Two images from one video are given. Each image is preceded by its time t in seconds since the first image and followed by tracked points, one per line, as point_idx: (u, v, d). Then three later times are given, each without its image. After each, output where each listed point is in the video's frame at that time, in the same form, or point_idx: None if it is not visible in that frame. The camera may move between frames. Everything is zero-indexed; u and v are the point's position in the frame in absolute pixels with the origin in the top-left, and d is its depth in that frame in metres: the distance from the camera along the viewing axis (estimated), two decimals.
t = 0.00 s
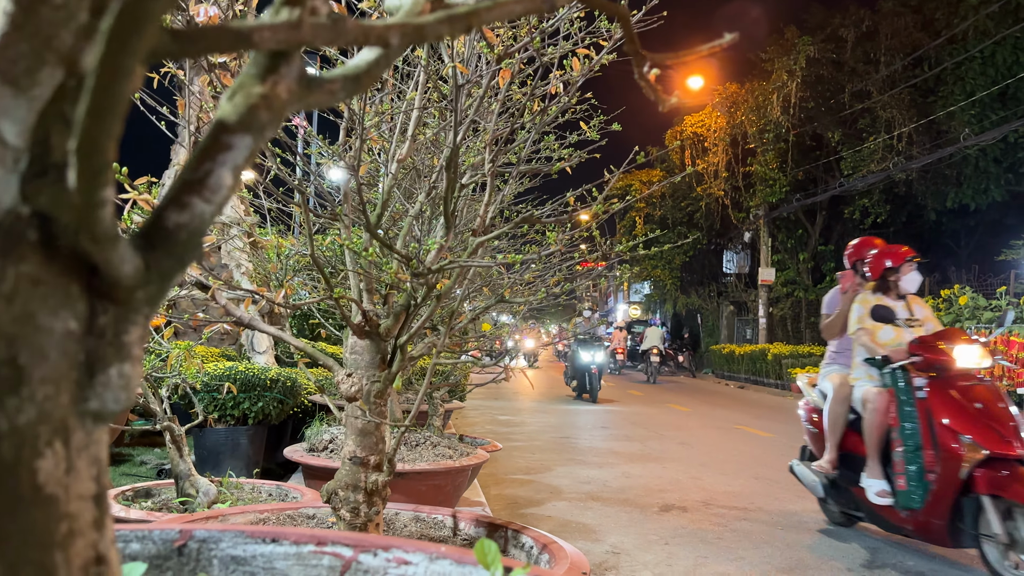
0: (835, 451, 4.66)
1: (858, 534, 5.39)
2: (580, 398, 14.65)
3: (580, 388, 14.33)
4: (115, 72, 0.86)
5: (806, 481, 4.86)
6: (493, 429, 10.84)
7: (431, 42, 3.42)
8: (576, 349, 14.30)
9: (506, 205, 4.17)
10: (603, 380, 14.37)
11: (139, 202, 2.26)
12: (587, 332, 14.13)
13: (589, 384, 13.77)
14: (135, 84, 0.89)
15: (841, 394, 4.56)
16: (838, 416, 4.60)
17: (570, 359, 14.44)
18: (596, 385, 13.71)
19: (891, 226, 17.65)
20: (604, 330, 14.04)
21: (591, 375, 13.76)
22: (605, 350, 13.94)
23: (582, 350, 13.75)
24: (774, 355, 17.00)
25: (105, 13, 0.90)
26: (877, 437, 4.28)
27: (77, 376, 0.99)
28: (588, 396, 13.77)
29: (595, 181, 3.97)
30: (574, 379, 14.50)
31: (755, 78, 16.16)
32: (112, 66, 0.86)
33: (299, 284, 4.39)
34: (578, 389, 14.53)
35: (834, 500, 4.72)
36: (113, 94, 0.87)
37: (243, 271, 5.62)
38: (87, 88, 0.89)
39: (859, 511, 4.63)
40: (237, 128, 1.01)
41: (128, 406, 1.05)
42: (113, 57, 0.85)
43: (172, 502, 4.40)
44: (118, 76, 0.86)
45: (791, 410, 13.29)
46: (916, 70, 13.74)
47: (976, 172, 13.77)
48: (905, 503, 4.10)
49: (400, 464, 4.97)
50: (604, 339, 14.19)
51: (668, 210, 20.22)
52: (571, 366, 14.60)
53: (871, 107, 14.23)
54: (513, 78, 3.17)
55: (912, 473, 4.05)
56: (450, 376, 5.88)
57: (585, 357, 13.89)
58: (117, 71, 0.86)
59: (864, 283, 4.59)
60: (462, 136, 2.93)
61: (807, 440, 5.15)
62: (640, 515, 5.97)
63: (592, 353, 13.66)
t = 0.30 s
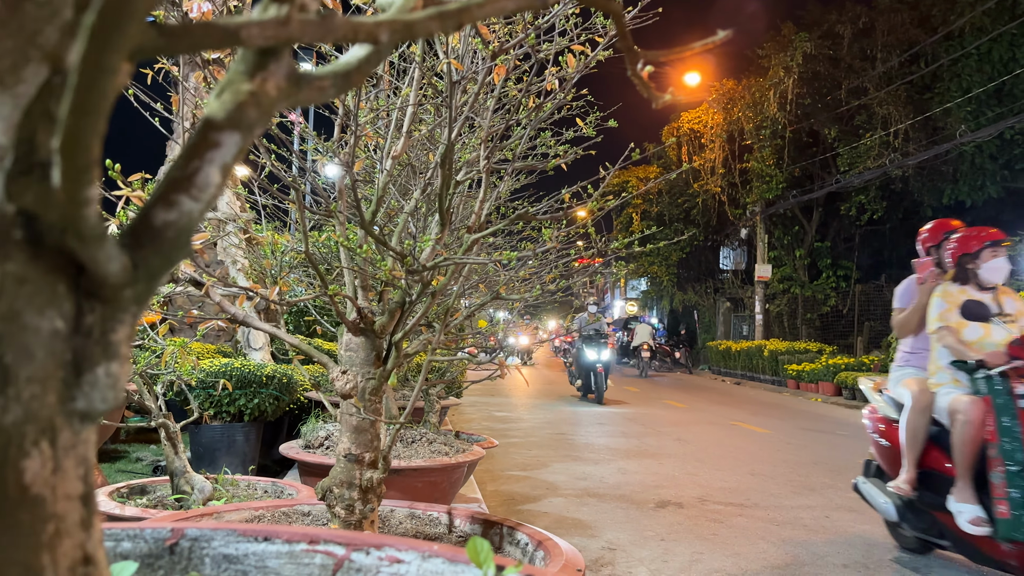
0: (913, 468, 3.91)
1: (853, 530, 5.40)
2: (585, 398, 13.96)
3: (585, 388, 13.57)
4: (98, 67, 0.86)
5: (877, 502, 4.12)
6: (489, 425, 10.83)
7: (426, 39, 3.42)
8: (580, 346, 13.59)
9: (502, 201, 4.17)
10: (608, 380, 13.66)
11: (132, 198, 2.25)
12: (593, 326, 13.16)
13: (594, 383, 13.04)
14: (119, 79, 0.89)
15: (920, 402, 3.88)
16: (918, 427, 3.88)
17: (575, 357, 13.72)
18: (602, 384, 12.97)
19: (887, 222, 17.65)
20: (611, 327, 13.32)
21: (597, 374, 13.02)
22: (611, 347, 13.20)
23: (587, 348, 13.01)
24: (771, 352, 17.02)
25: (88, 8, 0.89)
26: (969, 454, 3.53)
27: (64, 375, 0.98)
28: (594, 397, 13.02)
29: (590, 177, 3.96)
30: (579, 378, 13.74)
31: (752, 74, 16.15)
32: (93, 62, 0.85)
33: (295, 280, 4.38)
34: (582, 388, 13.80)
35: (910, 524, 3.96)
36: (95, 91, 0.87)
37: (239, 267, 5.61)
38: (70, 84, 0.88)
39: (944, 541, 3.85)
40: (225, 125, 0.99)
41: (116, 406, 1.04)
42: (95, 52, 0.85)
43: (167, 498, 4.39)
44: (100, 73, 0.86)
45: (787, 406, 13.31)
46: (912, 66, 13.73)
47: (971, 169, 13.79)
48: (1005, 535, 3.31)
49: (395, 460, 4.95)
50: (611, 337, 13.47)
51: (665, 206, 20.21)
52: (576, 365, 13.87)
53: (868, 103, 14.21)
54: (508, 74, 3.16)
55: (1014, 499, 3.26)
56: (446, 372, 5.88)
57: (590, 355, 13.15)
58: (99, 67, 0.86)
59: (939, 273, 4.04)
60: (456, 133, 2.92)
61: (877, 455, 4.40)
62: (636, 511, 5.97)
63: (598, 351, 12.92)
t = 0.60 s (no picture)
0: (1018, 491, 3.45)
1: (848, 525, 5.42)
2: (590, 399, 13.33)
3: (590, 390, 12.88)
4: (88, 65, 0.86)
5: (969, 530, 3.61)
6: (485, 421, 10.82)
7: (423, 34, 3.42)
8: (585, 344, 13.01)
9: (498, 197, 4.17)
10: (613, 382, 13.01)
11: (127, 194, 2.24)
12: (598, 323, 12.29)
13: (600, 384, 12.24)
14: (109, 75, 0.89)
15: None
16: None
17: (578, 356, 13.12)
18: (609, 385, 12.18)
19: (883, 218, 17.67)
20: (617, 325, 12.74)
21: (603, 373, 12.39)
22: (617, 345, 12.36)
23: (593, 346, 12.40)
24: (767, 348, 17.04)
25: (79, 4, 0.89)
26: None
27: (56, 372, 0.97)
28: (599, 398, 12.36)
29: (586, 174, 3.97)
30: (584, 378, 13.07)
31: (749, 71, 16.16)
32: (82, 58, 0.85)
33: (291, 277, 4.38)
34: (587, 389, 13.13)
35: (1010, 558, 3.44)
36: (85, 88, 0.86)
37: (235, 263, 5.60)
38: (60, 80, 0.88)
39: None
40: (217, 121, 0.98)
41: (108, 402, 1.03)
42: (85, 48, 0.85)
43: (163, 495, 4.38)
44: (89, 70, 0.86)
45: (783, 402, 13.34)
46: (909, 63, 13.74)
47: (967, 166, 13.82)
48: None
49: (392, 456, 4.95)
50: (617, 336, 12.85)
51: (662, 203, 20.20)
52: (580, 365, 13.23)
53: (865, 99, 14.23)
54: (503, 69, 3.16)
55: None
56: (442, 368, 5.88)
57: (596, 353, 12.52)
58: (88, 64, 0.86)
59: None
60: (452, 129, 2.92)
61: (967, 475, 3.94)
62: (632, 506, 5.98)
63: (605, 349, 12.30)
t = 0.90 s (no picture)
0: None
1: (845, 521, 5.43)
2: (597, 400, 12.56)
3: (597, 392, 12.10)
4: (97, 60, 0.84)
5: None
6: (482, 417, 10.82)
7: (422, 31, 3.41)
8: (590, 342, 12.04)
9: (497, 194, 4.17)
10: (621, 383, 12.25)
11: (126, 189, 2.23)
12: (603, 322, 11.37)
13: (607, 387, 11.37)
14: (117, 71, 0.87)
15: None
16: None
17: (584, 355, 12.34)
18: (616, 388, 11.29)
19: (880, 214, 17.66)
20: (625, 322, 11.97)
21: (611, 374, 11.62)
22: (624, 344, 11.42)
23: (600, 344, 11.60)
24: (763, 344, 17.07)
25: None
26: None
27: (62, 369, 0.97)
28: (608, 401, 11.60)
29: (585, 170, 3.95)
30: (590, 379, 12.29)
31: (746, 67, 16.16)
32: (93, 54, 0.84)
33: (289, 273, 4.37)
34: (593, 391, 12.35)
35: None
36: (94, 82, 0.85)
37: (232, 259, 5.58)
38: (68, 75, 0.87)
39: None
40: (223, 116, 0.97)
41: (114, 399, 1.03)
42: (95, 44, 0.84)
43: (161, 491, 4.37)
44: (99, 65, 0.84)
45: (779, 398, 13.37)
46: (905, 59, 13.74)
47: (963, 163, 13.85)
48: None
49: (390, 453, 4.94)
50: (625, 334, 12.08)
51: (659, 199, 20.25)
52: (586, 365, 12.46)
53: (861, 96, 14.25)
54: (503, 67, 3.16)
55: None
56: (439, 364, 5.87)
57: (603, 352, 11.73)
58: (99, 59, 0.84)
59: None
60: (452, 124, 2.91)
61: None
62: (629, 502, 5.99)
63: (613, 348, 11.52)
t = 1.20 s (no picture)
0: None
1: (839, 517, 5.45)
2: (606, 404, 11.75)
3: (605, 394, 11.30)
4: (77, 54, 0.84)
5: None
6: (478, 414, 10.81)
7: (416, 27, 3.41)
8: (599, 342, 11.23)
9: (492, 190, 4.17)
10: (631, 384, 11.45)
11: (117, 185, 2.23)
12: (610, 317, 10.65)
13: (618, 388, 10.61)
14: (96, 66, 0.87)
15: None
16: None
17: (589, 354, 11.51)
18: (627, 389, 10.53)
19: (876, 211, 17.71)
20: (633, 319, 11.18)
21: (620, 374, 10.82)
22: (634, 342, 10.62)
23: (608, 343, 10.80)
24: (759, 341, 17.08)
25: None
26: None
27: (45, 366, 0.96)
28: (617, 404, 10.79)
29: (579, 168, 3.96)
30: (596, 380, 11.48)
31: (742, 64, 16.16)
32: (73, 49, 0.84)
33: (284, 270, 4.36)
34: (600, 392, 11.54)
35: None
36: (74, 78, 0.85)
37: (227, 256, 5.58)
38: (48, 70, 0.86)
39: None
40: (208, 112, 0.97)
41: (99, 396, 1.02)
42: (74, 40, 0.83)
43: (155, 488, 4.36)
44: (77, 59, 0.84)
45: (775, 394, 13.40)
46: (902, 56, 13.75)
47: (959, 160, 13.86)
48: None
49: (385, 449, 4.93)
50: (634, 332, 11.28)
51: (655, 196, 20.26)
52: (592, 365, 11.64)
53: (857, 93, 14.27)
54: (496, 63, 3.16)
55: None
56: (436, 361, 5.88)
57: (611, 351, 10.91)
58: (79, 55, 0.84)
59: None
60: (445, 122, 2.91)
61: None
62: (624, 499, 6.00)
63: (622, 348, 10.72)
